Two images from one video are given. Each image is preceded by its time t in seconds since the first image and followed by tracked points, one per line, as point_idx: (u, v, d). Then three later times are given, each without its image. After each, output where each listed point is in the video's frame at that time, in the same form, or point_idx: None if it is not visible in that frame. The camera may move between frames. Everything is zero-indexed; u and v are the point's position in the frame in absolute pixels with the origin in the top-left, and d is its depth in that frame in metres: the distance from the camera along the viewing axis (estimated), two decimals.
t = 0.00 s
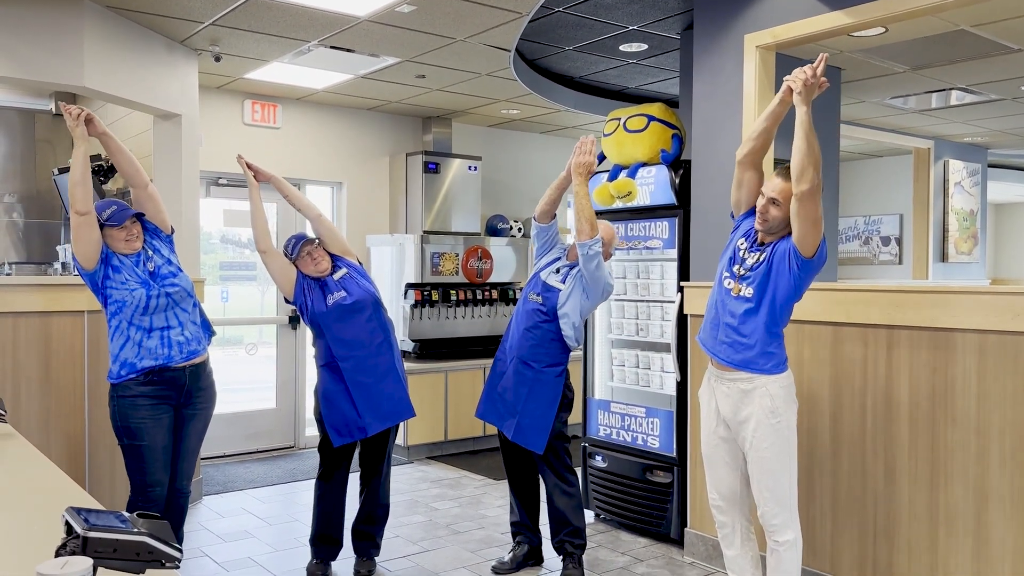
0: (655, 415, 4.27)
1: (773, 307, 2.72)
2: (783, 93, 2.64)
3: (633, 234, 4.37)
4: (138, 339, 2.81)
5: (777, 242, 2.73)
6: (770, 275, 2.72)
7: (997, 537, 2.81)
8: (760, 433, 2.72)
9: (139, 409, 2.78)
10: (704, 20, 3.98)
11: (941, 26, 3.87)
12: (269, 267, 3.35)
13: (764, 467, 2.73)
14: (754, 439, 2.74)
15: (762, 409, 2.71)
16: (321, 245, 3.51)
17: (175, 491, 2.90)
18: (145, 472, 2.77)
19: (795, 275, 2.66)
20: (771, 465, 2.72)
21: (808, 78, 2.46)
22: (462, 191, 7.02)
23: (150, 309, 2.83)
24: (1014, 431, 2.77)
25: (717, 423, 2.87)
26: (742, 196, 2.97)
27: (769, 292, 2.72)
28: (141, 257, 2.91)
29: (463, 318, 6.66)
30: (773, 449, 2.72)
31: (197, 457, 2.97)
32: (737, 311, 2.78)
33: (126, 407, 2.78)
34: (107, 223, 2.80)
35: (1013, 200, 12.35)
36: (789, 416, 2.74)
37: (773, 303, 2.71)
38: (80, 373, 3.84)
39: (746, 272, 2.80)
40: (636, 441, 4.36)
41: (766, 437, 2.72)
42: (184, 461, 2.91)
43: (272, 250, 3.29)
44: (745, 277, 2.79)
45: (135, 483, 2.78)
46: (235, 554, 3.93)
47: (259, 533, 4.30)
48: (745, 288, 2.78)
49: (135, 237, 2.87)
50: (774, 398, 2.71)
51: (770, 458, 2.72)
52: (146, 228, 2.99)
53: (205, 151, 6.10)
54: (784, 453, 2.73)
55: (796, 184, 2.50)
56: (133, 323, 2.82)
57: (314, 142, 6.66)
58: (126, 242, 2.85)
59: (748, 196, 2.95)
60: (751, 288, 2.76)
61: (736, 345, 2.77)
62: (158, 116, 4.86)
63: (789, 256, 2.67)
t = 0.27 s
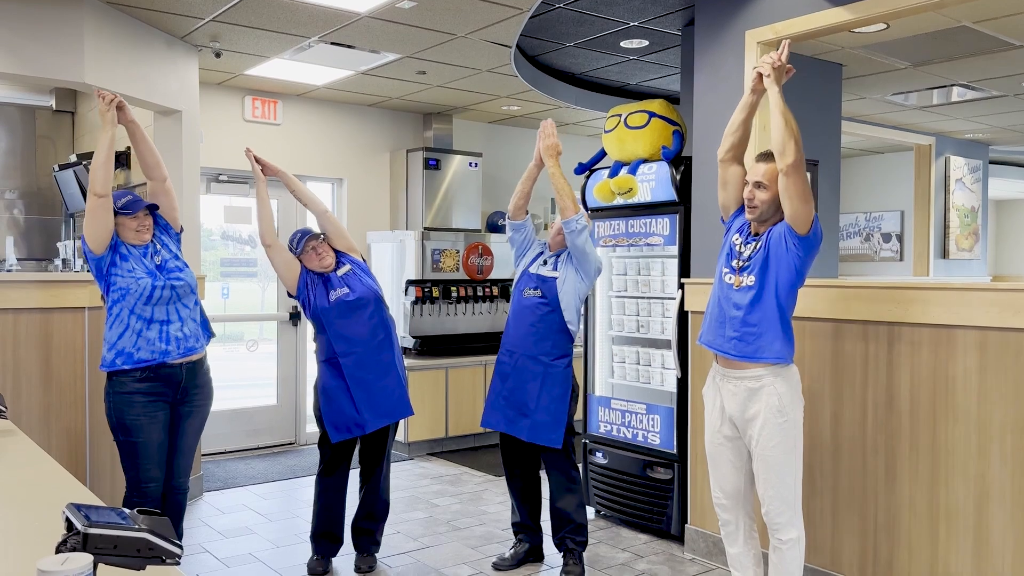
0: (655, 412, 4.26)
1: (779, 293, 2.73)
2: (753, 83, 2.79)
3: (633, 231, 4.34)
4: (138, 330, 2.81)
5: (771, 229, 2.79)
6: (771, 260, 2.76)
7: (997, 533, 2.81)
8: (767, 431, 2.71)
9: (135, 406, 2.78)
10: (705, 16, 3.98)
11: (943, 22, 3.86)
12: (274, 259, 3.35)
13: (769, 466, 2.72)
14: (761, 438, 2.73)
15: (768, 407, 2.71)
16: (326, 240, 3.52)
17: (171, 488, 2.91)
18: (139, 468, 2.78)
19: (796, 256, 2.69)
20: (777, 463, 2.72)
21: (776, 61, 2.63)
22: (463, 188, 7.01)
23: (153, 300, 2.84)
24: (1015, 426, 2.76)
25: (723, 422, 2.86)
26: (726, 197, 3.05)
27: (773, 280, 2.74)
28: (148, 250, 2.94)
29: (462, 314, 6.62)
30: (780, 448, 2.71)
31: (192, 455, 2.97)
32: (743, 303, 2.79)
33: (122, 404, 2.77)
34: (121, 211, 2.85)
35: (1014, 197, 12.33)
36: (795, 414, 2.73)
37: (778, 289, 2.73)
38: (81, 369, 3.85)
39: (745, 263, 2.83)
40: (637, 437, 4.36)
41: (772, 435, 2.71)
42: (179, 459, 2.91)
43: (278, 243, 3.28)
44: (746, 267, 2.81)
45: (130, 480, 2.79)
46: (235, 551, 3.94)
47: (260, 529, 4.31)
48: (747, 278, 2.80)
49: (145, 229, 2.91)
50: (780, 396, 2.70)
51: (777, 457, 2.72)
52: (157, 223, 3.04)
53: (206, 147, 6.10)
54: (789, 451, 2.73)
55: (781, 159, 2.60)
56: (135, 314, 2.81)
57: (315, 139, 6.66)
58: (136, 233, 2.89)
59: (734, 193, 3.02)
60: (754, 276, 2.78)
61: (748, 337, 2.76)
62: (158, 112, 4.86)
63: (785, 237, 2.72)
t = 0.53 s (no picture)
0: (656, 408, 4.24)
1: (785, 279, 2.73)
2: (728, 84, 2.91)
3: (635, 226, 4.33)
4: (135, 317, 2.85)
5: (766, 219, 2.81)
6: (771, 246, 2.76)
7: (999, 530, 2.80)
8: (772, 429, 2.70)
9: (130, 402, 2.80)
10: (706, 10, 3.96)
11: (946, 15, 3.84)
12: (281, 243, 3.38)
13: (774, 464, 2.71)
14: (767, 435, 2.71)
15: (775, 404, 2.69)
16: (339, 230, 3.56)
17: (167, 484, 2.91)
18: (134, 463, 2.79)
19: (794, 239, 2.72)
20: (783, 461, 2.71)
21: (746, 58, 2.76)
22: (463, 183, 6.97)
23: (155, 289, 2.88)
24: (1016, 423, 2.75)
25: (728, 420, 2.85)
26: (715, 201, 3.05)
27: (775, 267, 2.74)
28: (156, 242, 3.01)
29: (464, 310, 6.61)
30: (786, 446, 2.69)
31: (187, 451, 2.98)
32: (748, 293, 2.78)
33: (117, 400, 2.80)
34: (137, 199, 2.94)
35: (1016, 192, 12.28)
36: (803, 411, 2.72)
37: (782, 274, 2.73)
38: (81, 363, 3.84)
39: (744, 256, 2.83)
40: (638, 433, 4.35)
41: (779, 432, 2.70)
42: (173, 455, 2.92)
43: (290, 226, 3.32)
44: (747, 258, 2.81)
45: (125, 477, 2.80)
46: (235, 545, 3.94)
47: (260, 524, 4.31)
48: (749, 267, 2.80)
49: (156, 222, 2.98)
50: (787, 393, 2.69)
51: (784, 456, 2.70)
52: (168, 220, 3.12)
53: (206, 142, 6.09)
54: (795, 448, 2.71)
55: (769, 141, 2.62)
56: (135, 303, 2.85)
57: (315, 134, 6.64)
58: (146, 224, 2.96)
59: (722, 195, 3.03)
60: (756, 265, 2.78)
61: (757, 326, 2.73)
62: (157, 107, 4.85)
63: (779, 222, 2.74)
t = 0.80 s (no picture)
0: (659, 403, 4.21)
1: (795, 264, 2.69)
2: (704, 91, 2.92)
3: (637, 220, 4.29)
4: (132, 303, 2.85)
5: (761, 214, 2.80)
6: (773, 234, 2.72)
7: (1005, 526, 2.76)
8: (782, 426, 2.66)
9: (120, 399, 2.78)
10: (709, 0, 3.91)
11: (952, 5, 3.79)
12: (296, 223, 3.38)
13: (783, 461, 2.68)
14: (777, 433, 2.68)
15: (786, 400, 2.65)
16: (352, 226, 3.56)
17: (161, 482, 2.91)
18: (124, 460, 2.77)
19: (796, 224, 2.69)
20: (792, 460, 2.68)
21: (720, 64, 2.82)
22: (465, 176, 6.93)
23: (157, 278, 2.89)
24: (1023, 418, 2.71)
25: (735, 419, 2.80)
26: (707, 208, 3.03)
27: (781, 255, 2.70)
28: (163, 238, 3.03)
29: (465, 304, 6.55)
30: (796, 443, 2.66)
31: (179, 449, 2.96)
32: (758, 283, 2.73)
33: (107, 395, 2.78)
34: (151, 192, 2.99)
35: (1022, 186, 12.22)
36: (814, 408, 2.69)
37: (792, 259, 2.69)
38: (78, 357, 3.82)
39: (746, 250, 2.80)
40: (640, 428, 4.32)
41: (789, 430, 2.66)
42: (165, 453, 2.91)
43: (307, 202, 3.34)
44: (750, 251, 2.78)
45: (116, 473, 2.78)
46: (234, 541, 3.92)
47: (260, 519, 4.29)
48: (754, 259, 2.76)
49: (165, 217, 3.02)
50: (797, 390, 2.65)
51: (794, 454, 2.67)
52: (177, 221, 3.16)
53: (206, 135, 6.05)
54: (805, 446, 2.68)
55: (757, 133, 2.63)
56: (133, 290, 2.85)
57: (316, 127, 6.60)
58: (155, 218, 2.99)
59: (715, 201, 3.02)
60: (762, 254, 2.74)
61: (773, 316, 2.68)
62: (156, 99, 4.81)
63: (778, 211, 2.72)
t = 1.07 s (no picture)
0: (662, 397, 4.16)
1: (802, 252, 2.64)
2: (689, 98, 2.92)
3: (641, 212, 4.23)
4: (129, 294, 2.89)
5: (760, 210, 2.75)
6: (777, 224, 2.67)
7: (1016, 524, 2.70)
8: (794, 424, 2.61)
9: (111, 395, 2.86)
10: None
11: None
12: (308, 209, 3.35)
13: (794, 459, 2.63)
14: (789, 430, 2.63)
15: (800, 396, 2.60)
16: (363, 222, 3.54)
17: (155, 477, 3.03)
18: (116, 458, 2.86)
19: (797, 212, 2.67)
20: (802, 458, 2.63)
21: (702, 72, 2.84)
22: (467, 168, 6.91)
23: (158, 271, 2.93)
24: None
25: (745, 416, 2.75)
26: (705, 214, 2.96)
27: (787, 245, 2.65)
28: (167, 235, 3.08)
29: (468, 298, 6.49)
30: (806, 440, 2.61)
31: (170, 444, 3.06)
32: (765, 275, 2.67)
33: (98, 392, 2.85)
34: (164, 190, 3.04)
35: None
36: (827, 405, 2.64)
37: (798, 246, 2.64)
38: (76, 350, 3.79)
39: (750, 245, 2.74)
40: (644, 423, 4.27)
41: (800, 427, 2.61)
42: (157, 448, 3.03)
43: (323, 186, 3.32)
44: (753, 244, 2.72)
45: (108, 469, 2.88)
46: (234, 536, 3.88)
47: (260, 514, 4.25)
48: (757, 252, 2.69)
49: (173, 215, 3.06)
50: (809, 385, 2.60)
51: (806, 451, 2.63)
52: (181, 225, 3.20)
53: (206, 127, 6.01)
54: (816, 443, 2.63)
55: (747, 126, 2.62)
56: (132, 281, 2.89)
57: (317, 119, 6.55)
58: (163, 216, 3.03)
59: (713, 206, 2.96)
60: (766, 245, 2.67)
61: (785, 306, 2.62)
62: (155, 91, 4.76)
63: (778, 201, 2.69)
